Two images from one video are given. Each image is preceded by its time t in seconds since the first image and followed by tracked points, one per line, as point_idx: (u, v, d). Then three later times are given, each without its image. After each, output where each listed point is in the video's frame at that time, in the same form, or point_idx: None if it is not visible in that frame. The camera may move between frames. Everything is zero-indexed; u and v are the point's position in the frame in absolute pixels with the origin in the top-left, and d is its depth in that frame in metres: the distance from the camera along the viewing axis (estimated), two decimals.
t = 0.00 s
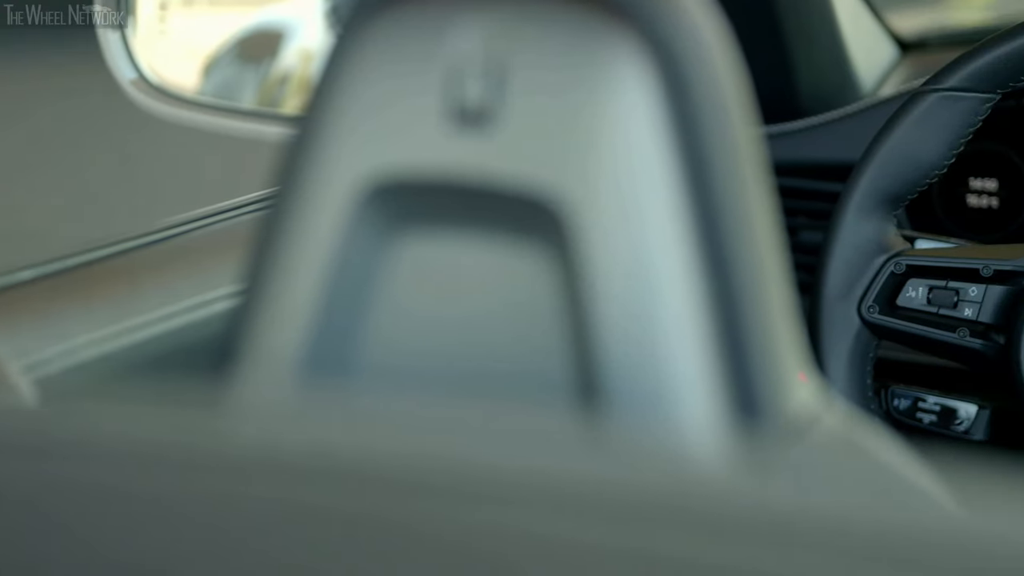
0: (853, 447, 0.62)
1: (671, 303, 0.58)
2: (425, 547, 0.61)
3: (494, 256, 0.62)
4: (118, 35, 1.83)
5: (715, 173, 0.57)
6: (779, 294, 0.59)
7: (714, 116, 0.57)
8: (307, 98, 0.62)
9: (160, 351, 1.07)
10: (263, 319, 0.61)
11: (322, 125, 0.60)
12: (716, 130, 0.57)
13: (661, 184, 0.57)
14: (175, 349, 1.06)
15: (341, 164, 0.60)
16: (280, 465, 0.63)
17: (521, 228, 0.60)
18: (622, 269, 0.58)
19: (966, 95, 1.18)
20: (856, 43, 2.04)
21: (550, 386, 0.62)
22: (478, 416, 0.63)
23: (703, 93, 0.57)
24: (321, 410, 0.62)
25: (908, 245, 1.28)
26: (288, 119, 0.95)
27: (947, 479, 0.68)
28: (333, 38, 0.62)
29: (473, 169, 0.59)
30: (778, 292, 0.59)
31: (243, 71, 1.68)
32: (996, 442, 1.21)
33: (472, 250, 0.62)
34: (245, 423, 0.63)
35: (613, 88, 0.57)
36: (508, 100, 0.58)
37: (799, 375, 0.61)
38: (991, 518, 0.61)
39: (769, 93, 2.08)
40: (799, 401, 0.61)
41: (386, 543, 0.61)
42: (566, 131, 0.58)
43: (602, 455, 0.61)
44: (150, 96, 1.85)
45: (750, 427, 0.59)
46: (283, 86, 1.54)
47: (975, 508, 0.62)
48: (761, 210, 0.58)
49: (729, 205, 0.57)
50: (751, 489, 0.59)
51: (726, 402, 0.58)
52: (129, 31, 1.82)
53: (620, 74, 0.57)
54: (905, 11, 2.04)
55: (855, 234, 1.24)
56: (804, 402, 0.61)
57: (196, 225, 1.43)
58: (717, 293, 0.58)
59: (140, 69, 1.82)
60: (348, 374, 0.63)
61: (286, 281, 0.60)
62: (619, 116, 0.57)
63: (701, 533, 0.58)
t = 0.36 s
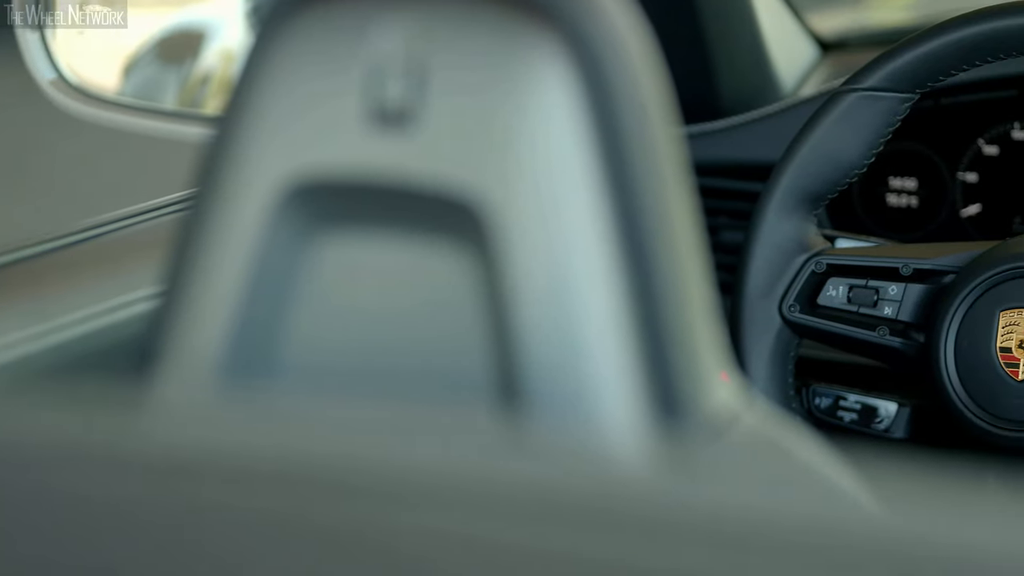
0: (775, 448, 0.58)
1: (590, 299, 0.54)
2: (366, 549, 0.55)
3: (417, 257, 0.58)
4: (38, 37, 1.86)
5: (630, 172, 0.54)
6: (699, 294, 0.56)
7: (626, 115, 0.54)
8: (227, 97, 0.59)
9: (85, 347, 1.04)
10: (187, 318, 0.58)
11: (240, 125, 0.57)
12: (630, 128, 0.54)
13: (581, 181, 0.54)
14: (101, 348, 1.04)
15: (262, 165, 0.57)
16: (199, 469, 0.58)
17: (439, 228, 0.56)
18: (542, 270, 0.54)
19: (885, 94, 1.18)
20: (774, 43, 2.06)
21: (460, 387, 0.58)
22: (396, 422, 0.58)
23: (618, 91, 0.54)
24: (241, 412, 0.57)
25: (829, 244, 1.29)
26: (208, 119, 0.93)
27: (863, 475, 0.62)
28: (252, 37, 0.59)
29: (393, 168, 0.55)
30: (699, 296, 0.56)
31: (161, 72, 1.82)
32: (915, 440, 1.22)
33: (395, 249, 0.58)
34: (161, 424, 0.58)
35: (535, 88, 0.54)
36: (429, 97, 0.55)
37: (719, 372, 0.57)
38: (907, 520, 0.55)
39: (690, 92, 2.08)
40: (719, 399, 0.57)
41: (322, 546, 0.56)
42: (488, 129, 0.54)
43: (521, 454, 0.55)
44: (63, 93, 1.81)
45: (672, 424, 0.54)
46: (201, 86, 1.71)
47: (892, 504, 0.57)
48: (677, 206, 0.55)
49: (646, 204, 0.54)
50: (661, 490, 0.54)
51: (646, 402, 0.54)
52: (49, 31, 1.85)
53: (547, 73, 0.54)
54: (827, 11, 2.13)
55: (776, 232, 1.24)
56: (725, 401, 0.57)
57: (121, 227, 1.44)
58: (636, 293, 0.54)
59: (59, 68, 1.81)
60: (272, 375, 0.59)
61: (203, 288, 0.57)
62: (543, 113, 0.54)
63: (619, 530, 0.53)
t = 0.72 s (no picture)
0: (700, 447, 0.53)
1: (509, 298, 0.50)
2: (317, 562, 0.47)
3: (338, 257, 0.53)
4: None
5: (551, 168, 0.50)
6: (620, 290, 0.51)
7: (548, 113, 0.50)
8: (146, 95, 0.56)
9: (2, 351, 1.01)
10: (105, 318, 0.53)
11: (158, 125, 0.53)
12: (558, 125, 0.50)
13: (503, 180, 0.50)
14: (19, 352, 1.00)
15: (179, 165, 0.53)
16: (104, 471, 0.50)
17: (358, 226, 0.52)
18: (463, 267, 0.50)
19: (805, 94, 1.18)
20: (697, 41, 2.08)
21: (383, 390, 0.53)
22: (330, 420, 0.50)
23: (535, 83, 0.50)
24: (168, 415, 0.51)
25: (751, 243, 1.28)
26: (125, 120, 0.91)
27: (791, 472, 0.53)
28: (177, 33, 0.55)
29: (308, 169, 0.51)
30: (622, 296, 0.51)
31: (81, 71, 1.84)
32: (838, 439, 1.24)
33: (321, 252, 0.53)
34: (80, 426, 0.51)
35: (457, 88, 0.50)
36: (350, 96, 0.51)
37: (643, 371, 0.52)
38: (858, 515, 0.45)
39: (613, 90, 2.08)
40: (639, 397, 0.52)
41: (239, 552, 0.48)
42: (409, 128, 0.50)
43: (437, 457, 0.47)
44: None
45: (594, 424, 0.50)
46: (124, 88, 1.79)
47: (827, 500, 0.47)
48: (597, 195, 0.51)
49: (569, 205, 0.50)
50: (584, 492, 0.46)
51: (568, 402, 0.50)
52: None
53: (462, 74, 0.50)
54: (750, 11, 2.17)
55: (698, 230, 1.23)
56: (644, 400, 0.52)
57: (44, 226, 1.36)
58: (560, 293, 0.50)
59: None
60: (189, 374, 0.54)
61: (120, 288, 0.53)
62: (470, 113, 0.50)
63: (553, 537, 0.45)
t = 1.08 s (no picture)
0: (619, 450, 0.48)
1: (433, 294, 0.43)
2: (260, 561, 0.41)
3: (266, 256, 0.47)
4: None
5: (468, 156, 0.44)
6: (545, 285, 0.44)
7: (472, 99, 0.44)
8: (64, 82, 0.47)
9: None
10: (16, 322, 0.46)
11: (78, 117, 0.46)
12: (484, 111, 0.44)
13: (423, 168, 0.44)
14: None
15: (101, 164, 0.45)
16: None
17: (288, 231, 0.46)
18: (384, 263, 0.44)
19: (726, 94, 1.18)
20: (619, 40, 2.07)
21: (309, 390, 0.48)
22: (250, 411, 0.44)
23: (450, 63, 0.44)
24: (74, 416, 0.44)
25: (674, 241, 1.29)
26: (45, 122, 0.89)
27: (717, 471, 0.47)
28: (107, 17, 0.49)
29: (225, 169, 0.45)
30: (545, 296, 0.44)
31: None
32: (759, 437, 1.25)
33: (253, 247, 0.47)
34: None
35: (379, 88, 0.44)
36: (270, 96, 0.45)
37: (565, 370, 0.46)
38: (788, 512, 0.39)
39: (535, 90, 2.08)
40: (562, 397, 0.46)
41: (151, 550, 0.42)
42: (333, 123, 0.44)
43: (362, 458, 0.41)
44: None
45: (513, 425, 0.44)
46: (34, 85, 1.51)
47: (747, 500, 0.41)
48: (519, 184, 0.44)
49: (497, 200, 0.43)
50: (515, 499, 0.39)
51: (490, 403, 0.43)
52: None
53: (388, 69, 0.44)
54: (674, 8, 2.17)
55: (622, 229, 1.22)
56: (568, 398, 0.46)
57: None
58: (484, 294, 0.43)
59: None
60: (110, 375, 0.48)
61: (41, 286, 0.45)
62: (392, 112, 0.44)
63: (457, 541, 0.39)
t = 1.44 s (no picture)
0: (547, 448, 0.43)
1: (361, 291, 0.40)
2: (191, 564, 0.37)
3: (199, 255, 0.44)
4: None
5: (392, 145, 0.40)
6: (471, 280, 0.41)
7: (391, 87, 0.40)
8: None
9: None
10: None
11: (4, 119, 0.44)
12: (410, 100, 0.40)
13: (349, 159, 0.40)
14: None
15: (25, 165, 0.43)
16: None
17: (214, 229, 0.43)
18: (312, 262, 0.41)
19: (656, 93, 1.18)
20: (549, 41, 2.07)
21: (241, 394, 0.44)
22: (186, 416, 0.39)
23: (367, 47, 0.40)
24: None
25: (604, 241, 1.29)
26: None
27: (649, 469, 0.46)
28: (89, 11, 0.44)
29: (151, 171, 0.42)
30: (473, 291, 0.41)
31: None
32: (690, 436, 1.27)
33: (182, 248, 0.44)
34: None
35: (307, 89, 0.41)
36: (197, 97, 0.42)
37: (497, 369, 0.42)
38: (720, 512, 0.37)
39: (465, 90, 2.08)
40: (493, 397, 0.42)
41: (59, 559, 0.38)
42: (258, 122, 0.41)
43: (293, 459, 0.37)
44: None
45: (440, 422, 0.40)
46: None
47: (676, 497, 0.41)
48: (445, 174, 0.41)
49: (423, 195, 0.40)
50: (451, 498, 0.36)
51: (421, 407, 0.40)
52: None
53: (317, 65, 0.41)
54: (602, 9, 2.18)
55: (552, 228, 1.22)
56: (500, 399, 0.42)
57: None
58: (412, 292, 0.40)
59: None
60: (33, 380, 0.45)
61: None
62: (319, 112, 0.41)
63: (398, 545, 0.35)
